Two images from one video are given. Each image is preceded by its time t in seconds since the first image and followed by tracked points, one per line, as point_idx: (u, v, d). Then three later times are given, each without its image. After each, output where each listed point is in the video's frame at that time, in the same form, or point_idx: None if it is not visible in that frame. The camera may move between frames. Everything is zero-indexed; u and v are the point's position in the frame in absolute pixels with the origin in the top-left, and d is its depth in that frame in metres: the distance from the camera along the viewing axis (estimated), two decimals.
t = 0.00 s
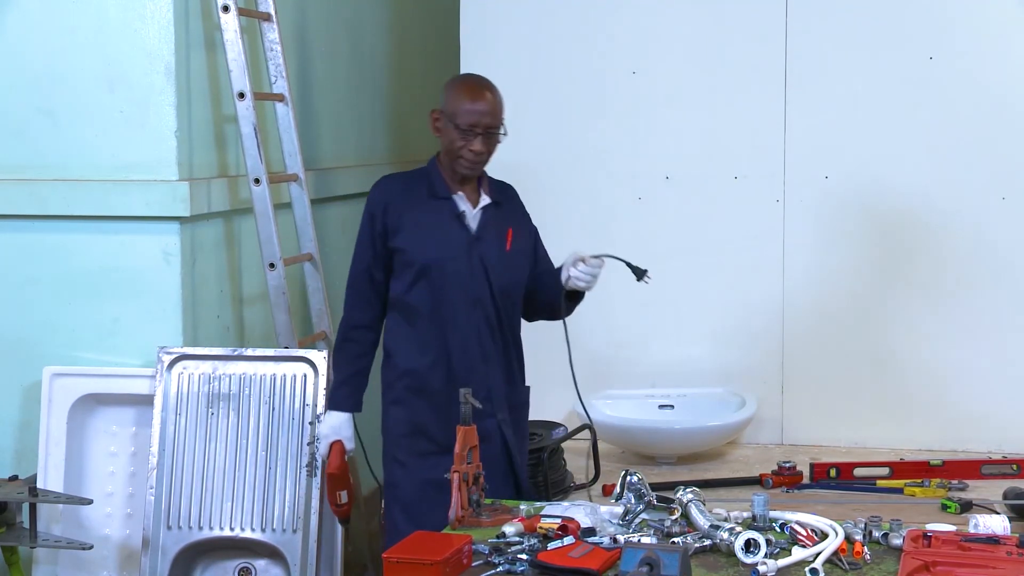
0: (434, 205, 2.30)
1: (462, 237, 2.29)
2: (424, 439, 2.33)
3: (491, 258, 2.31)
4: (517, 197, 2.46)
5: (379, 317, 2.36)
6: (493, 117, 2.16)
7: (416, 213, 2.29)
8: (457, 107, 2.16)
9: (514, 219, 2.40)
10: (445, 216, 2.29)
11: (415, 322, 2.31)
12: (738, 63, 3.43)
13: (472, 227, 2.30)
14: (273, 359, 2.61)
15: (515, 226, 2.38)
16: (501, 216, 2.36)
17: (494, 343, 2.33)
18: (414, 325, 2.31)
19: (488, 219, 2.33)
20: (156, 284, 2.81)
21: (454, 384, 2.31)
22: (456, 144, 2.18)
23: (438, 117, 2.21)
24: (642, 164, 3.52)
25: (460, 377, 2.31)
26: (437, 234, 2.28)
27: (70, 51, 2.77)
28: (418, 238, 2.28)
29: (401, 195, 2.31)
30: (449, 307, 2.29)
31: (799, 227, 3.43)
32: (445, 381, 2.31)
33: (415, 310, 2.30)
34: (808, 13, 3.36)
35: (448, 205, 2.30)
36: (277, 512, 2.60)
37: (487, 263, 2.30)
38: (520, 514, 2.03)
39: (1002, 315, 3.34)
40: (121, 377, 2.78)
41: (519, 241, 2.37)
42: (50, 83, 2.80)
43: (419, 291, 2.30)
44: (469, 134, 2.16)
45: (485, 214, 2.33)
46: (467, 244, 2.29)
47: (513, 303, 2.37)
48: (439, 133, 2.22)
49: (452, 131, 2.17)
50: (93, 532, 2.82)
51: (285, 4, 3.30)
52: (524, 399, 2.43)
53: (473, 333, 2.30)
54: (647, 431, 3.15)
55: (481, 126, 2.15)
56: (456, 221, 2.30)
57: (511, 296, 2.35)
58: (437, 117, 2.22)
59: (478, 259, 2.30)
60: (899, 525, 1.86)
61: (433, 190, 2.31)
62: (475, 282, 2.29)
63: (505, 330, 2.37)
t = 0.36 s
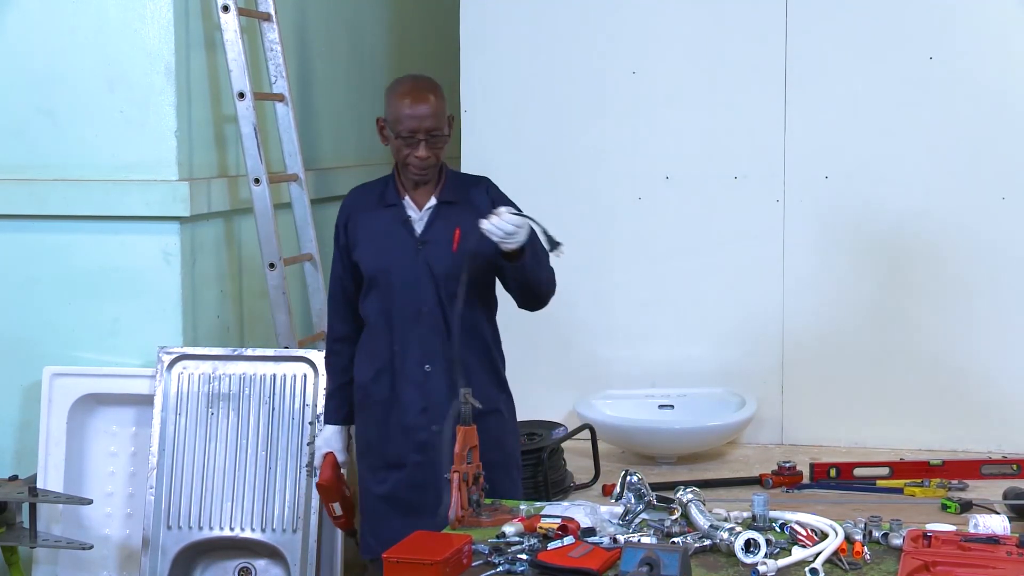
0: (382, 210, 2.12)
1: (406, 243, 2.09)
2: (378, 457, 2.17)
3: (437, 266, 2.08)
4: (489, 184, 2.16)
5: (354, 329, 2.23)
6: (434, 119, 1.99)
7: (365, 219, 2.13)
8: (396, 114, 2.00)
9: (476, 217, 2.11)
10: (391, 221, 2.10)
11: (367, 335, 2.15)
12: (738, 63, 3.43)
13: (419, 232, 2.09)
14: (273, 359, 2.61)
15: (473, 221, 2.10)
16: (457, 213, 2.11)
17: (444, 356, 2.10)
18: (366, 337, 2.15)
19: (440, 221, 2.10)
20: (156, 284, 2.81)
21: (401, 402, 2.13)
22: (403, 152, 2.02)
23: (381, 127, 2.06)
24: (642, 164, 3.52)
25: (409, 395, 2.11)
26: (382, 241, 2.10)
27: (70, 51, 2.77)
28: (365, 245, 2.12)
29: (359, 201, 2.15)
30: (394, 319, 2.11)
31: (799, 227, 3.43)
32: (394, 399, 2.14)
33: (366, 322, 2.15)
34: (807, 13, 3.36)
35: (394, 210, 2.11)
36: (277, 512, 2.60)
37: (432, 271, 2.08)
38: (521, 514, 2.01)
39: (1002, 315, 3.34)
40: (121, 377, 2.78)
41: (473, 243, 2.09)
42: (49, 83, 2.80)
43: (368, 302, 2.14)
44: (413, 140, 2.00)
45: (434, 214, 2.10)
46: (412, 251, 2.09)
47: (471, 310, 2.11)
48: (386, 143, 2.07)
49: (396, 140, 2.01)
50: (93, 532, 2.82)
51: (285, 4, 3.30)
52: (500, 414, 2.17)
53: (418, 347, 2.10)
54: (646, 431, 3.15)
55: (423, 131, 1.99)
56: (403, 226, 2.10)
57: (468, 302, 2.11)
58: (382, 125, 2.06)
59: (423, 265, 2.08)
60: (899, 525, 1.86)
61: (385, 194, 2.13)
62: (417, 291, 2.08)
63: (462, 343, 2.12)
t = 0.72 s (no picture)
0: (361, 214, 2.07)
1: (378, 249, 2.02)
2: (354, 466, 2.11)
3: (405, 274, 1.99)
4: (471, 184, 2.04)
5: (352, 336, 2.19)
6: (410, 121, 1.92)
7: (349, 224, 2.09)
8: (372, 117, 1.94)
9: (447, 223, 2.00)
10: (367, 226, 2.05)
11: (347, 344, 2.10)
12: (738, 63, 3.43)
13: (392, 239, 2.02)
14: (273, 359, 2.62)
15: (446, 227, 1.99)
16: (430, 218, 2.00)
17: (412, 368, 2.01)
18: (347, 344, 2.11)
19: (411, 227, 2.00)
20: (156, 284, 2.81)
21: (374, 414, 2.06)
22: (381, 156, 1.97)
23: (360, 131, 2.01)
24: (642, 164, 3.52)
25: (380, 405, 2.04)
26: (359, 245, 2.05)
27: (70, 51, 2.77)
28: (347, 250, 2.08)
29: (348, 203, 2.12)
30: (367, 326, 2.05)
31: (799, 228, 3.43)
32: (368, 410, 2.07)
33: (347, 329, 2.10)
34: (808, 13, 3.36)
35: (372, 215, 2.05)
36: (277, 512, 2.60)
37: (401, 279, 2.00)
38: (521, 514, 2.01)
39: (1002, 315, 3.34)
40: (122, 376, 2.78)
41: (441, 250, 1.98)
42: (49, 82, 2.80)
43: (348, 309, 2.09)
44: (390, 143, 1.94)
45: (406, 218, 2.01)
46: (384, 257, 2.02)
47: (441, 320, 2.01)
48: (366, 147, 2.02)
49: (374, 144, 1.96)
50: (94, 532, 2.83)
51: (285, 4, 3.29)
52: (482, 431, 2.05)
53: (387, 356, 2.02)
54: (647, 432, 3.15)
55: (399, 134, 1.93)
56: (378, 232, 2.04)
57: (438, 313, 2.00)
58: (361, 130, 2.01)
59: (391, 271, 2.00)
60: (899, 525, 1.86)
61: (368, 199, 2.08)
62: (386, 300, 2.01)
63: (430, 357, 2.01)
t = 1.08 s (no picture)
0: (348, 226, 2.06)
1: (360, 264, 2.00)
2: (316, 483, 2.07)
3: (384, 293, 1.97)
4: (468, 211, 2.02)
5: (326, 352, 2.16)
6: (412, 137, 1.92)
7: (333, 235, 2.08)
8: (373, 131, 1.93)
9: (434, 246, 1.98)
10: (353, 238, 2.03)
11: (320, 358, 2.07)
12: (737, 63, 3.43)
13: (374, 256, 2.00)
14: (273, 359, 2.62)
15: (433, 252, 1.97)
16: (419, 241, 1.98)
17: (385, 389, 1.97)
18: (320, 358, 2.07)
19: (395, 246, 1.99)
20: (156, 285, 2.80)
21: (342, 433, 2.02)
22: (378, 172, 1.96)
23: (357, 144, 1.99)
24: (642, 165, 3.52)
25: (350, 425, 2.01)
26: (342, 258, 2.03)
27: (70, 51, 2.77)
28: (328, 261, 2.06)
29: (337, 215, 2.10)
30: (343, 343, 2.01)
31: (800, 228, 3.43)
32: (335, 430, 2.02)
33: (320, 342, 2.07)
34: (808, 13, 3.36)
35: (359, 228, 2.04)
36: (277, 512, 2.60)
37: (381, 297, 1.97)
38: (521, 514, 2.04)
39: (1002, 315, 3.34)
40: (121, 376, 2.78)
41: (426, 274, 1.96)
42: (49, 83, 2.80)
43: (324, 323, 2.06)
44: (389, 160, 1.93)
45: (394, 237, 1.99)
46: (365, 273, 1.99)
47: (419, 347, 1.97)
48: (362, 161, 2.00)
49: (371, 160, 1.95)
50: (94, 532, 2.83)
51: (285, 5, 3.30)
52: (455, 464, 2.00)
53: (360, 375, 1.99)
54: (647, 432, 3.15)
55: (398, 151, 1.92)
56: (362, 246, 2.02)
57: (415, 338, 1.97)
58: (357, 142, 2.00)
59: (370, 289, 1.97)
60: (899, 525, 1.87)
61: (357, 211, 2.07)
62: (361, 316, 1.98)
63: (405, 381, 1.98)
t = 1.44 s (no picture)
0: (333, 219, 2.18)
1: (341, 260, 2.13)
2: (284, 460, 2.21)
3: (363, 292, 2.10)
4: (456, 221, 2.15)
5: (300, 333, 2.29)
6: (421, 138, 2.00)
7: (317, 225, 2.20)
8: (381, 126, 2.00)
9: (417, 253, 2.11)
10: (337, 232, 2.16)
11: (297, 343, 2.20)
12: (739, 63, 3.43)
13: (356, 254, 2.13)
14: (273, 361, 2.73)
15: (418, 260, 2.10)
16: (406, 245, 2.11)
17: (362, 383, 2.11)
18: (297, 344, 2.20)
19: (377, 249, 2.12)
20: (157, 285, 2.81)
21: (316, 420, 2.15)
22: (380, 169, 2.03)
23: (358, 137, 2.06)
24: (644, 165, 3.52)
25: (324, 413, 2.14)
26: (324, 250, 2.16)
27: (72, 51, 2.77)
28: (309, 249, 2.19)
29: (319, 202, 2.23)
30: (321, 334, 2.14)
31: (802, 228, 3.43)
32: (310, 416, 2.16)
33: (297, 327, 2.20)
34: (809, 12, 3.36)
35: (345, 222, 2.16)
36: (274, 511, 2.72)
37: (360, 296, 2.10)
38: (521, 514, 2.22)
39: (1004, 315, 3.34)
40: (123, 376, 2.78)
41: (407, 279, 2.09)
42: (51, 83, 2.80)
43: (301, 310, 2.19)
44: (393, 159, 2.01)
45: (379, 238, 2.12)
46: (346, 270, 2.12)
47: (395, 348, 2.11)
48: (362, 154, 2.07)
49: (375, 156, 2.02)
50: (97, 532, 2.85)
51: (287, 6, 3.30)
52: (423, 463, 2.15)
53: (336, 367, 2.12)
54: (650, 432, 3.14)
55: (404, 152, 2.00)
56: (345, 241, 2.15)
57: (392, 342, 2.10)
58: (358, 135, 2.06)
59: (352, 289, 2.10)
60: (901, 526, 1.88)
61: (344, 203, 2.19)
62: (341, 311, 2.11)
63: (381, 378, 2.12)
